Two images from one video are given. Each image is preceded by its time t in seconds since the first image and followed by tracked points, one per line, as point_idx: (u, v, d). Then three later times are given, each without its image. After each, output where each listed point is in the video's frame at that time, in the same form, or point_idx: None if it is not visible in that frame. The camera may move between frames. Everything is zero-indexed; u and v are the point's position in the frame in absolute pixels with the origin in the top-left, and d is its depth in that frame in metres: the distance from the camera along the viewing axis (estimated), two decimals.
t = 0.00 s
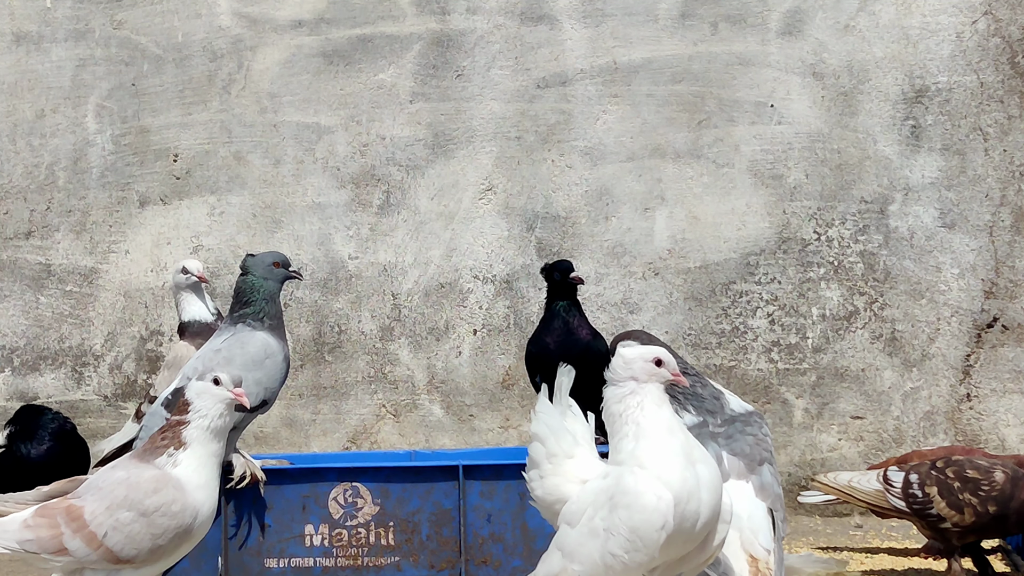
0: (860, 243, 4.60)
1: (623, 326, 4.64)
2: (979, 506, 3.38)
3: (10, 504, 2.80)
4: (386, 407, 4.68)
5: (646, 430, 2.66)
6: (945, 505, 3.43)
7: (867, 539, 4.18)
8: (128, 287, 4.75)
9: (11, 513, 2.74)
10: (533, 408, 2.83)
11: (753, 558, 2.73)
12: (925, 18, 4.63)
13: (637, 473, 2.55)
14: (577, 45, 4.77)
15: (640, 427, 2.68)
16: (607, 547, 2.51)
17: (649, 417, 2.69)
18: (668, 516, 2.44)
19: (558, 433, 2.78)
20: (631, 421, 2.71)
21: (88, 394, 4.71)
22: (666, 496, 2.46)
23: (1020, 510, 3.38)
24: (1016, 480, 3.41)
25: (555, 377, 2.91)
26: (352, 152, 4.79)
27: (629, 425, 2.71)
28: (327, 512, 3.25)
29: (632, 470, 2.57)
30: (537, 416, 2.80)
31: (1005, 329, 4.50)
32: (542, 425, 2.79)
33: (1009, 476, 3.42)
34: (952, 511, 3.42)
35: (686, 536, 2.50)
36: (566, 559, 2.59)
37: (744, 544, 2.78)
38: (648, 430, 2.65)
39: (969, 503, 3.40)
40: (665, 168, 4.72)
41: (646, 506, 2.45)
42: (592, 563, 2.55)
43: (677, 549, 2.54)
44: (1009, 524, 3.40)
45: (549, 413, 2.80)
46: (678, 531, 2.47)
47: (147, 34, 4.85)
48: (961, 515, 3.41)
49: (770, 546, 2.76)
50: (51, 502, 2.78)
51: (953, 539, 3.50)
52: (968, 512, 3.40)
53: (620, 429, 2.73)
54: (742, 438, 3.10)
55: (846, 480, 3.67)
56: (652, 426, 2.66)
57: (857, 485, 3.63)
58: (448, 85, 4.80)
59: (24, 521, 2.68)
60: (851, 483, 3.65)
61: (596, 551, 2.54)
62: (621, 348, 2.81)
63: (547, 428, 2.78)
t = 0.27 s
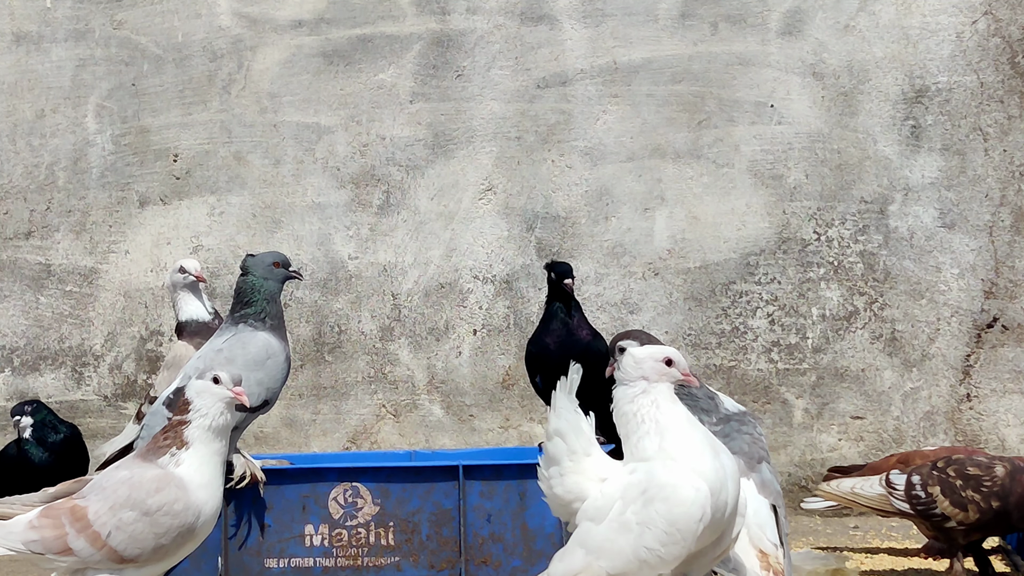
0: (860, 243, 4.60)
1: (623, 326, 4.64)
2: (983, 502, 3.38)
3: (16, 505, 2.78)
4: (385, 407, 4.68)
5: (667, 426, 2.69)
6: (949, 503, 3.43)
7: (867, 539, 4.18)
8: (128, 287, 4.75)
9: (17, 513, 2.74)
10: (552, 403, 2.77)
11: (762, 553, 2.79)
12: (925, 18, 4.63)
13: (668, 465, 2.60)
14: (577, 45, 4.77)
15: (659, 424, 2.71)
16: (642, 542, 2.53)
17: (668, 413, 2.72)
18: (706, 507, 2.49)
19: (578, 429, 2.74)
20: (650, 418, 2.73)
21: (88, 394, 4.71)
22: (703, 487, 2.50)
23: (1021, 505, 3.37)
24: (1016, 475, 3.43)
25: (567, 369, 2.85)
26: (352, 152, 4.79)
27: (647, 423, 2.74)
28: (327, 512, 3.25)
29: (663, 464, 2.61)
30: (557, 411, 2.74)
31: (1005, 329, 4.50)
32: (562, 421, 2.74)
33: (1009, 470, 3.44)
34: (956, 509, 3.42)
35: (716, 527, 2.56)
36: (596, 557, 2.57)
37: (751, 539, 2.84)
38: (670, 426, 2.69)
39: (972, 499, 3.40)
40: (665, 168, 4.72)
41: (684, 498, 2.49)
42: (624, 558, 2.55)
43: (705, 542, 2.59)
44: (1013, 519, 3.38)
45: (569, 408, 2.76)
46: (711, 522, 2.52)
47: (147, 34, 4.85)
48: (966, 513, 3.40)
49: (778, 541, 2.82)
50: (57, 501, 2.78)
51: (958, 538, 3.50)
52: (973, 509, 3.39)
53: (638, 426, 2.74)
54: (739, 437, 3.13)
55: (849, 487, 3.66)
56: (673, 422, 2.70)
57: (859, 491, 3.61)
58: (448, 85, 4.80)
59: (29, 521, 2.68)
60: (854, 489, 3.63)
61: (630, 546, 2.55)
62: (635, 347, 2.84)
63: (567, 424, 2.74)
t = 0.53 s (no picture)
0: (860, 243, 4.60)
1: (623, 326, 4.64)
2: (979, 502, 3.37)
3: (25, 499, 2.79)
4: (386, 407, 4.68)
5: (685, 433, 2.72)
6: (946, 503, 3.43)
7: (868, 539, 4.18)
8: (128, 287, 4.75)
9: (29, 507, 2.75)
10: (565, 416, 2.65)
11: (762, 549, 2.82)
12: (925, 18, 4.63)
13: (696, 475, 2.63)
14: (577, 45, 4.77)
15: (677, 431, 2.73)
16: (677, 554, 2.57)
17: (682, 420, 2.75)
18: (737, 516, 2.56)
19: (595, 443, 2.67)
20: (666, 426, 2.75)
21: (88, 394, 4.71)
22: (734, 496, 2.57)
23: (1020, 504, 3.33)
24: (1012, 474, 3.40)
25: (572, 376, 2.70)
26: (352, 152, 4.79)
27: (662, 431, 2.75)
28: (327, 512, 3.24)
29: (691, 472, 2.64)
30: (575, 428, 2.64)
31: (1005, 329, 4.51)
32: (582, 437, 2.64)
33: (1006, 470, 3.42)
34: (954, 509, 3.41)
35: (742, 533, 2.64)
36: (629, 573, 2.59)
37: (752, 537, 2.86)
38: (688, 433, 2.72)
39: (969, 499, 3.39)
40: (664, 168, 4.72)
41: (719, 509, 2.54)
42: (657, 570, 2.59)
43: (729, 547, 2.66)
44: (1013, 518, 3.35)
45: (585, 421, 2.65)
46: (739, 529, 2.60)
47: (147, 34, 4.85)
48: (963, 512, 3.40)
49: (777, 538, 2.86)
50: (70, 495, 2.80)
51: (958, 538, 3.50)
52: (969, 508, 3.39)
53: (654, 435, 2.75)
54: (735, 436, 3.21)
55: (849, 487, 3.68)
56: (690, 429, 2.73)
57: (859, 491, 3.62)
58: (449, 85, 4.80)
59: (42, 513, 2.70)
60: (855, 490, 3.64)
61: (663, 559, 2.58)
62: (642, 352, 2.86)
63: (587, 440, 2.65)
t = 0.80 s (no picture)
0: (860, 243, 4.60)
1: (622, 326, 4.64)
2: (979, 501, 3.36)
3: (30, 493, 2.83)
4: (386, 407, 4.68)
5: (686, 431, 2.72)
6: (945, 503, 3.43)
7: (868, 539, 4.18)
8: (128, 287, 4.75)
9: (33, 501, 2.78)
10: (563, 421, 2.64)
11: (761, 548, 2.81)
12: (925, 18, 4.63)
13: (699, 474, 2.63)
14: (577, 45, 4.78)
15: (678, 429, 2.73)
16: (680, 554, 2.57)
17: (683, 418, 2.75)
18: (738, 515, 2.58)
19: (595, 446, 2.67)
20: (667, 423, 2.74)
21: (88, 394, 4.71)
22: (736, 495, 2.58)
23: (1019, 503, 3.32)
24: (1011, 472, 3.39)
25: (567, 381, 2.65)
26: (352, 152, 4.79)
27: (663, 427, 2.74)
28: (327, 512, 3.24)
29: (693, 471, 2.65)
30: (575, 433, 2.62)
31: (1005, 329, 4.51)
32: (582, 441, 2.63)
33: (1004, 469, 3.41)
34: (953, 509, 3.41)
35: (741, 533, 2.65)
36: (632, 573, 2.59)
37: (751, 535, 2.86)
38: (689, 431, 2.72)
39: (968, 499, 3.39)
40: (664, 168, 4.72)
41: (723, 507, 2.55)
42: (659, 570, 2.59)
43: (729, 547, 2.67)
44: (1011, 518, 3.33)
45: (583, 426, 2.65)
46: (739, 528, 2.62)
47: (147, 34, 4.85)
48: (962, 512, 3.39)
49: (776, 537, 2.85)
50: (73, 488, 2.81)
51: (957, 538, 3.49)
52: (968, 508, 3.38)
53: (654, 432, 2.74)
54: (734, 436, 3.22)
55: (849, 490, 3.69)
56: (691, 427, 2.73)
57: (859, 494, 3.63)
58: (448, 85, 4.80)
59: (47, 506, 2.71)
60: (854, 492, 3.66)
61: (666, 559, 2.58)
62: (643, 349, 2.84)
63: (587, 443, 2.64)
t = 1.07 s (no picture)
0: (860, 243, 4.60)
1: (622, 326, 4.64)
2: (976, 502, 3.39)
3: (24, 502, 2.76)
4: (386, 407, 4.68)
5: (675, 429, 2.72)
6: (943, 503, 3.44)
7: (868, 539, 4.18)
8: (128, 287, 4.75)
9: (29, 509, 2.72)
10: (554, 424, 2.64)
11: (761, 551, 2.81)
12: (925, 18, 4.63)
13: (690, 471, 2.63)
14: (577, 45, 4.77)
15: (666, 429, 2.73)
16: (675, 552, 2.57)
17: (671, 417, 2.74)
18: (733, 510, 2.57)
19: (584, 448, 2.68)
20: (654, 425, 2.74)
21: (88, 394, 4.71)
22: (729, 491, 2.58)
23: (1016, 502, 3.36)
24: (1008, 473, 3.42)
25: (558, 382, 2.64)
26: (352, 152, 4.79)
27: (650, 429, 2.75)
28: (327, 512, 3.24)
29: (685, 469, 2.65)
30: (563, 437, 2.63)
31: (1005, 329, 4.51)
32: (571, 445, 2.64)
33: (1001, 469, 3.44)
34: (950, 509, 3.43)
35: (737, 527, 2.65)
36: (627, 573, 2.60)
37: (751, 537, 2.86)
38: (678, 429, 2.72)
39: (965, 499, 3.41)
40: (665, 168, 4.72)
41: (716, 504, 2.54)
42: (655, 569, 2.59)
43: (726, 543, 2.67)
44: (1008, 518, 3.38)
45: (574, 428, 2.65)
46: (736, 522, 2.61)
47: (147, 34, 4.85)
48: (959, 513, 3.41)
49: (776, 541, 2.85)
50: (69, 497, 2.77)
51: (955, 539, 3.50)
52: (966, 509, 3.40)
53: (642, 433, 2.74)
54: (737, 437, 3.23)
55: (848, 490, 3.67)
56: (679, 425, 2.72)
57: (858, 494, 3.63)
58: (448, 85, 4.80)
59: (44, 515, 2.67)
60: (853, 493, 3.65)
61: (661, 557, 2.58)
62: (627, 350, 2.84)
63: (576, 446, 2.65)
